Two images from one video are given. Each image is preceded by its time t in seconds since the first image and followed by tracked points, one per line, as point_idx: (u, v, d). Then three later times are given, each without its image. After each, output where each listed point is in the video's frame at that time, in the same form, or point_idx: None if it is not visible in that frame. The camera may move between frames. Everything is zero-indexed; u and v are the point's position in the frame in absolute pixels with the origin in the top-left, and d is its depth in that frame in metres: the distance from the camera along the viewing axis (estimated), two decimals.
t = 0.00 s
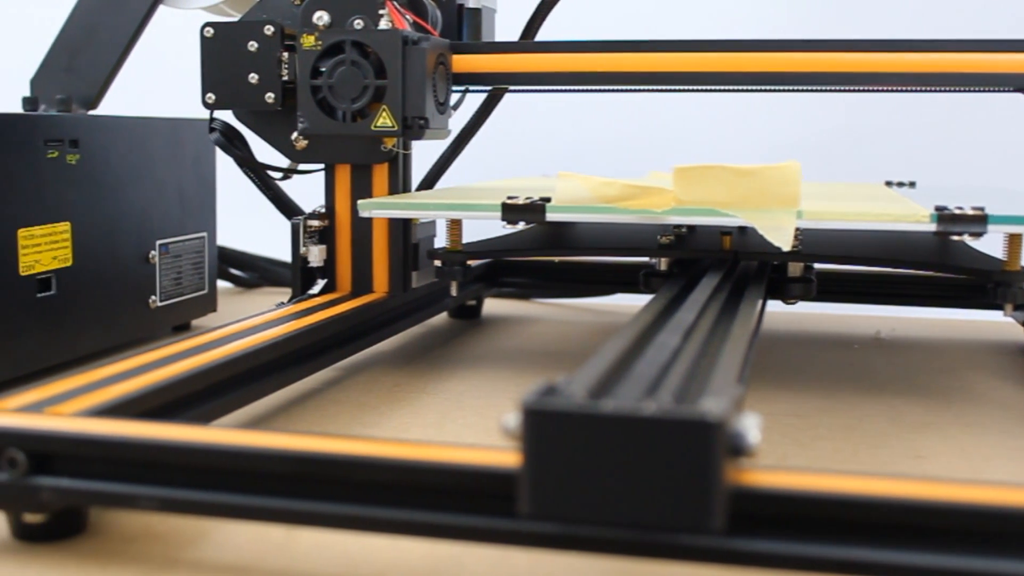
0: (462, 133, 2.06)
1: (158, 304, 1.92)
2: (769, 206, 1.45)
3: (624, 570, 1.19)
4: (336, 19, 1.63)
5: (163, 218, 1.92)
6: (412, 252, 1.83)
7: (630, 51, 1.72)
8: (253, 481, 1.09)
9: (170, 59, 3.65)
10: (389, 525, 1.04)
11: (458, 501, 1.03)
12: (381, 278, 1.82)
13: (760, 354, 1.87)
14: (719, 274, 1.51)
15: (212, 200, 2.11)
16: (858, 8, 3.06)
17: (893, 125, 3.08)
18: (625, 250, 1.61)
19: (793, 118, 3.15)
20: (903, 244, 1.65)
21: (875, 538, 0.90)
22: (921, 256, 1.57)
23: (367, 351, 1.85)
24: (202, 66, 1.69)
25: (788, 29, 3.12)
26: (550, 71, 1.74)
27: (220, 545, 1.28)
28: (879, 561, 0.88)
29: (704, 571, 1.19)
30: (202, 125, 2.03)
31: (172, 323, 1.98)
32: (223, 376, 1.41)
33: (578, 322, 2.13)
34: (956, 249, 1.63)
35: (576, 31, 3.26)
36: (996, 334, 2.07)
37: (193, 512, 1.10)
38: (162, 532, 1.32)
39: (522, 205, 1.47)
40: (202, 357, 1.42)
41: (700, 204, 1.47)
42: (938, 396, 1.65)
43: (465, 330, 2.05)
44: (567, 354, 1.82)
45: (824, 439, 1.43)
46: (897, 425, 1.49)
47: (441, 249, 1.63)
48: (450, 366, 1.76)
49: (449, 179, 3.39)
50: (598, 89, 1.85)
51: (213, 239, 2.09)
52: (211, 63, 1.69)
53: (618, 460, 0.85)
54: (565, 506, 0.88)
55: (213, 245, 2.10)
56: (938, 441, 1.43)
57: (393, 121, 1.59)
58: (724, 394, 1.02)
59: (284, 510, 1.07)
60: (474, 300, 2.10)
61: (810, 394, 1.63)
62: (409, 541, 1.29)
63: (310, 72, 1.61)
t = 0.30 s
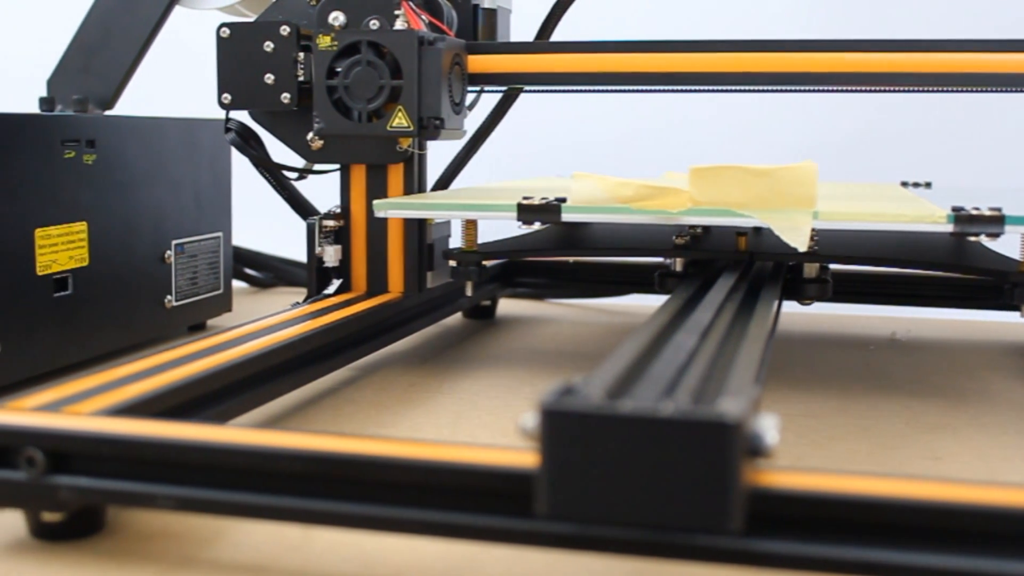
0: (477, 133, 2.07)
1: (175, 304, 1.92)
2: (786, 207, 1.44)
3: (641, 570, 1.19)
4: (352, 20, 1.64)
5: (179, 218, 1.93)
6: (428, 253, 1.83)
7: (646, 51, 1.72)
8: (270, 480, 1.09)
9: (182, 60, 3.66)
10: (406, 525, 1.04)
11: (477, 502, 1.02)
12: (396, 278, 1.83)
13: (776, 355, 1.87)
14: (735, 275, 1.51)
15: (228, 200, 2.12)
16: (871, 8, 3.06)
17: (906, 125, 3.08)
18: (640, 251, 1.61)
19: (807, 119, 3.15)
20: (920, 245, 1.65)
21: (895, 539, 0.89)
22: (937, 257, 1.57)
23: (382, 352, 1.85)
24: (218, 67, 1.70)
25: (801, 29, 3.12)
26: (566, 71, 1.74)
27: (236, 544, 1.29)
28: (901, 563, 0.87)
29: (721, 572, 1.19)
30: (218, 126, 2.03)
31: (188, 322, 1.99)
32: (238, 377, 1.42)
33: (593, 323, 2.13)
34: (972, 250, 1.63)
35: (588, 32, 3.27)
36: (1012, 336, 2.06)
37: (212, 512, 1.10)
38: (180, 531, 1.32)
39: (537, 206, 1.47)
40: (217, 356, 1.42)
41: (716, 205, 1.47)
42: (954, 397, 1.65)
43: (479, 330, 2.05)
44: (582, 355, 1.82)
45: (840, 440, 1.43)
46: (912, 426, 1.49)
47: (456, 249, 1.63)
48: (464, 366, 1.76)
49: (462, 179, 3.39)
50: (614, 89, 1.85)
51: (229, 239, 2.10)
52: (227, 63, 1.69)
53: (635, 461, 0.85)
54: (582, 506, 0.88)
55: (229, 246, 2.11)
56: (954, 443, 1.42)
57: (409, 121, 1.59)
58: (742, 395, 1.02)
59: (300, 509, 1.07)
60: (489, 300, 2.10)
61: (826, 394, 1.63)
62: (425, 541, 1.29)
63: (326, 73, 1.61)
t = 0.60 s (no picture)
0: (494, 133, 2.07)
1: (192, 304, 1.93)
2: (804, 207, 1.44)
3: (661, 572, 1.19)
4: (369, 20, 1.65)
5: (197, 218, 1.93)
6: (445, 253, 1.83)
7: (664, 52, 1.72)
8: (290, 480, 1.09)
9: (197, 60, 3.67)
10: (425, 525, 1.03)
11: (496, 503, 1.02)
12: (413, 278, 1.83)
13: (793, 356, 1.87)
14: (752, 276, 1.51)
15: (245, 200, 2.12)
16: (886, 9, 3.05)
17: (924, 125, 3.06)
18: (658, 251, 1.61)
19: (822, 119, 3.14)
20: (939, 246, 1.64)
21: (920, 542, 0.89)
22: (956, 259, 1.57)
23: (399, 352, 1.86)
24: (236, 68, 1.70)
25: (817, 29, 3.11)
26: (583, 72, 1.74)
27: (255, 544, 1.29)
28: (926, 566, 0.87)
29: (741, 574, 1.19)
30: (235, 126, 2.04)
31: (204, 323, 2.00)
32: (255, 377, 1.42)
33: (609, 323, 2.13)
34: (990, 251, 1.62)
35: (602, 32, 3.27)
36: None
37: (231, 512, 1.10)
38: (197, 531, 1.33)
39: (555, 206, 1.47)
40: (234, 356, 1.43)
41: (735, 206, 1.46)
42: (973, 399, 1.64)
43: (495, 330, 2.06)
44: (598, 355, 1.82)
45: (858, 441, 1.42)
46: (931, 427, 1.48)
47: (473, 250, 1.63)
48: (480, 366, 1.76)
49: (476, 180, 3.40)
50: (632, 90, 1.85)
51: (246, 240, 2.11)
52: (245, 64, 1.70)
53: (657, 462, 0.85)
54: (603, 507, 0.88)
55: (246, 245, 2.11)
56: (973, 444, 1.42)
57: (426, 122, 1.59)
58: (763, 396, 1.02)
59: (319, 509, 1.07)
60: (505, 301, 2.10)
61: (844, 396, 1.63)
62: (443, 541, 1.29)
63: (344, 73, 1.61)
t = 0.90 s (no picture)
0: (511, 134, 2.07)
1: (210, 303, 1.95)
2: (823, 207, 1.44)
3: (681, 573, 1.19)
4: (387, 21, 1.65)
5: (214, 218, 1.94)
6: (462, 253, 1.83)
7: (682, 52, 1.72)
8: (309, 480, 1.09)
9: (213, 60, 3.68)
10: (445, 525, 1.03)
11: (516, 504, 1.02)
12: (430, 278, 1.83)
13: (811, 357, 1.87)
14: (771, 277, 1.50)
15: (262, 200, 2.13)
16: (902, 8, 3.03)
17: (940, 126, 3.04)
18: (676, 252, 1.61)
19: (837, 120, 3.13)
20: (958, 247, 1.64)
21: (943, 544, 0.88)
22: (975, 260, 1.56)
23: (416, 352, 1.86)
24: (254, 68, 1.71)
25: (832, 30, 3.10)
26: (602, 72, 1.75)
27: (274, 543, 1.29)
28: (949, 568, 0.86)
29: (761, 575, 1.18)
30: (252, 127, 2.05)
31: (221, 322, 2.00)
32: (273, 377, 1.42)
33: (626, 324, 2.12)
34: (1009, 252, 1.62)
35: (618, 32, 3.27)
36: None
37: (251, 511, 1.10)
38: (216, 530, 1.33)
39: (573, 207, 1.47)
40: (251, 356, 1.43)
41: (753, 206, 1.46)
42: (992, 400, 1.63)
43: (511, 331, 2.06)
44: (615, 356, 1.82)
45: (877, 443, 1.42)
46: (949, 429, 1.48)
47: (490, 250, 1.63)
48: (497, 367, 1.76)
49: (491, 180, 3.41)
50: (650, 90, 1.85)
51: (263, 240, 2.12)
52: (263, 64, 1.70)
53: (677, 462, 0.85)
54: (624, 508, 0.88)
55: (263, 246, 2.12)
56: (992, 446, 1.41)
57: (443, 122, 1.59)
58: (784, 396, 1.01)
59: (339, 509, 1.07)
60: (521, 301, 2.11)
61: (863, 397, 1.63)
62: (462, 541, 1.29)
63: (362, 74, 1.61)
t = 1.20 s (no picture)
0: (529, 134, 2.08)
1: (228, 303, 1.96)
2: (843, 209, 1.43)
3: (703, 573, 1.19)
4: (406, 21, 1.65)
5: (233, 217, 1.96)
6: (481, 253, 1.83)
7: (702, 52, 1.72)
8: (330, 479, 1.09)
9: (230, 59, 3.69)
10: (466, 525, 1.03)
11: (537, 504, 1.02)
12: (449, 278, 1.83)
13: (830, 358, 1.87)
14: (790, 279, 1.50)
15: (280, 200, 2.14)
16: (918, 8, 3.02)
17: (961, 126, 3.01)
18: (695, 253, 1.61)
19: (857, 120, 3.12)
20: (978, 248, 1.64)
21: (969, 547, 0.88)
22: (995, 261, 1.56)
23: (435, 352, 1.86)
24: (273, 68, 1.71)
25: (851, 30, 3.10)
26: (621, 73, 1.75)
27: (294, 542, 1.29)
28: (975, 570, 0.86)
29: None
30: (270, 127, 2.06)
31: (239, 322, 2.01)
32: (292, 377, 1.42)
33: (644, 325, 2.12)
34: None
35: (634, 32, 3.27)
36: None
37: (272, 511, 1.10)
38: (236, 529, 1.33)
39: (592, 207, 1.46)
40: (269, 356, 1.43)
41: (773, 207, 1.46)
42: (1012, 402, 1.63)
43: (528, 331, 2.06)
44: (633, 357, 1.82)
45: (895, 444, 1.41)
46: (968, 431, 1.47)
47: (511, 250, 1.63)
48: (514, 367, 1.76)
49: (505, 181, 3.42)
50: (670, 91, 1.85)
51: (281, 240, 2.13)
52: (282, 64, 1.71)
53: (699, 465, 0.85)
54: (645, 509, 0.88)
55: (281, 246, 2.14)
56: (1012, 448, 1.41)
57: (462, 123, 1.59)
58: (805, 399, 1.01)
59: (361, 509, 1.07)
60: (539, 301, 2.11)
61: (883, 398, 1.62)
62: (481, 541, 1.29)
63: (381, 74, 1.62)
